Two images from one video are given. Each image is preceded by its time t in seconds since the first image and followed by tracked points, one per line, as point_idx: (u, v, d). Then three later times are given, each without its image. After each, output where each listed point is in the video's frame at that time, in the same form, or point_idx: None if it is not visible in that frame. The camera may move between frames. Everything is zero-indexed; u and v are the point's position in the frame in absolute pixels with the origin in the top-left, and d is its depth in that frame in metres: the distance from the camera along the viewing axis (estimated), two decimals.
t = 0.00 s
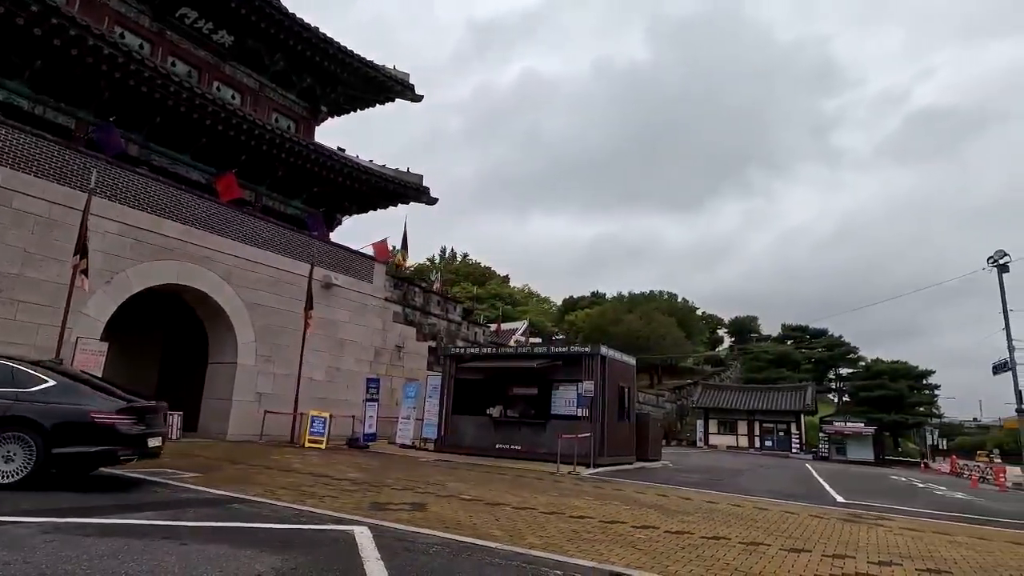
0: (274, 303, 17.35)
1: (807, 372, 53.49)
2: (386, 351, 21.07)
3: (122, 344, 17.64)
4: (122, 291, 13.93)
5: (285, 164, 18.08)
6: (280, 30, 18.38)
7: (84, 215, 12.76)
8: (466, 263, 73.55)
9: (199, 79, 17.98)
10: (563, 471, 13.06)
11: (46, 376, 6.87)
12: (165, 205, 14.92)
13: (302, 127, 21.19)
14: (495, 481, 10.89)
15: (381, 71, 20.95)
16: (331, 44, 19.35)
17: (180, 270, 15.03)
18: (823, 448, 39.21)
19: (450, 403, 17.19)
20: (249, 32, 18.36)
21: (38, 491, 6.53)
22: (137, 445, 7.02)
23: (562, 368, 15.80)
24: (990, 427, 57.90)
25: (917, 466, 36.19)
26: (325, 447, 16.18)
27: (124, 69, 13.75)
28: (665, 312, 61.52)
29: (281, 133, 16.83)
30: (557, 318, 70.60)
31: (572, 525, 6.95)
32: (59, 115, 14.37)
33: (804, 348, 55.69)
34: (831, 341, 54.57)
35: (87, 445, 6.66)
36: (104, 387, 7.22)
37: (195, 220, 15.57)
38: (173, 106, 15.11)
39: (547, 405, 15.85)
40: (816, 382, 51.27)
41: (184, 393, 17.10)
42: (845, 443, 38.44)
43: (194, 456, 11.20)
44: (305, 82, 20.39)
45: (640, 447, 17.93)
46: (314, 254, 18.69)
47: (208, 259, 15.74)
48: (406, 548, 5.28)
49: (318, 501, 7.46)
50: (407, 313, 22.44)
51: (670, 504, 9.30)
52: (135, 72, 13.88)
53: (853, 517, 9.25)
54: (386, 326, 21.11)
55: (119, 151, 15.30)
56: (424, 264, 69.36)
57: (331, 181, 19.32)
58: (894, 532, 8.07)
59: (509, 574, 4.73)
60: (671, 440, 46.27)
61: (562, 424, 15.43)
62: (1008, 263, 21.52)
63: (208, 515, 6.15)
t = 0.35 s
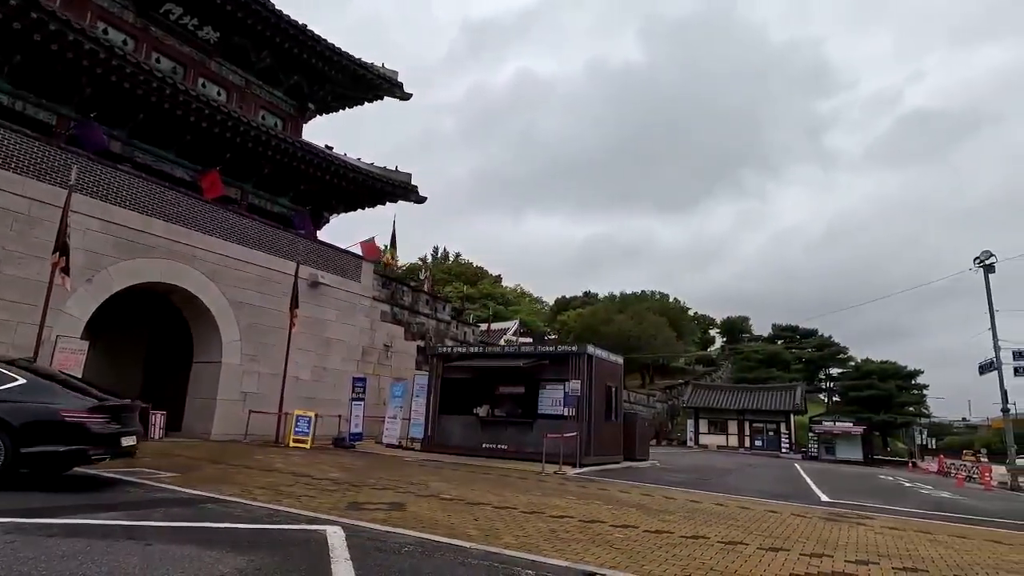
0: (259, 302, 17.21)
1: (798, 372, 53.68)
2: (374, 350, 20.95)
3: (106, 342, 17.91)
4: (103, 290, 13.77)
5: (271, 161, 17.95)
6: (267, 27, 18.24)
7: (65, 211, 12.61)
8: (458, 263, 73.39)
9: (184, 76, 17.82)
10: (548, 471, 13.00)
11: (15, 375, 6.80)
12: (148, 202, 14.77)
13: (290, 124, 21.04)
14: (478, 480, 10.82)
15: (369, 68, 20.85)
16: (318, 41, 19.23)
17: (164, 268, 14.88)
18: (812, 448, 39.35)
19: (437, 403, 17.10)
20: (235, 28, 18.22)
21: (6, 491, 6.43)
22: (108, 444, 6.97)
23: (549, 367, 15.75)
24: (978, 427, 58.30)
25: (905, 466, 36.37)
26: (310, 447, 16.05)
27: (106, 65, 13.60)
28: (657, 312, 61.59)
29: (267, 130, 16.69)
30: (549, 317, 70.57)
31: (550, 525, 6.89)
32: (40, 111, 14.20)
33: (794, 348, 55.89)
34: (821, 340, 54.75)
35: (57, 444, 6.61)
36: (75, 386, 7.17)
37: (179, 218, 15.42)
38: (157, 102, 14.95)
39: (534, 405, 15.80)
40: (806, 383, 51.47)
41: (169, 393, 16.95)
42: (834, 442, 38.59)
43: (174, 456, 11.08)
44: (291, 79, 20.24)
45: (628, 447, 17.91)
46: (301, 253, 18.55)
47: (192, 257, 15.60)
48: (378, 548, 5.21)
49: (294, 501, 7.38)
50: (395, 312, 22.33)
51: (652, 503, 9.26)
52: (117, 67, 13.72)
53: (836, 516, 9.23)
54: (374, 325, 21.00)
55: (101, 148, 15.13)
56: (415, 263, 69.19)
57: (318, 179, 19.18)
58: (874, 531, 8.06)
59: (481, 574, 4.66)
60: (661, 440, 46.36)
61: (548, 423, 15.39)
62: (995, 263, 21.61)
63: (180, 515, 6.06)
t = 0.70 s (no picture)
0: (249, 300, 17.13)
1: (792, 371, 53.79)
2: (366, 349, 20.88)
3: (93, 340, 17.38)
4: (90, 288, 13.68)
5: (261, 160, 17.87)
6: (257, 24, 18.14)
7: (50, 209, 12.52)
8: (454, 262, 73.36)
9: (174, 73, 17.73)
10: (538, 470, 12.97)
11: None
12: (136, 200, 14.67)
13: (281, 122, 20.95)
14: (466, 479, 10.79)
15: (361, 66, 20.78)
16: (310, 39, 19.14)
17: (152, 266, 14.79)
18: (806, 447, 39.47)
19: (428, 402, 16.99)
20: (226, 25, 18.11)
21: None
22: (87, 443, 6.92)
23: (540, 366, 15.72)
24: (972, 425, 58.48)
25: (898, 464, 36.48)
26: (300, 446, 15.98)
27: (93, 61, 13.50)
28: (652, 312, 61.66)
29: (257, 128, 16.60)
30: (545, 316, 70.58)
31: (533, 523, 6.86)
32: (26, 108, 14.10)
33: (789, 348, 56.01)
34: (815, 339, 54.81)
35: (35, 443, 6.55)
36: (55, 384, 7.12)
37: (167, 216, 15.34)
38: (145, 99, 14.85)
39: (525, 404, 15.76)
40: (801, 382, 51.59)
41: (158, 392, 16.86)
42: (828, 441, 38.70)
43: (159, 456, 11.01)
44: (283, 77, 20.15)
45: (619, 446, 17.91)
46: (292, 251, 18.47)
47: (181, 256, 15.51)
48: (355, 547, 5.16)
49: (277, 500, 7.34)
50: (387, 311, 22.17)
51: (639, 502, 9.24)
52: (105, 64, 13.62)
53: (823, 515, 9.22)
54: (366, 324, 20.93)
55: (89, 145, 15.04)
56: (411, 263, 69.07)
57: (309, 177, 19.10)
58: (860, 529, 8.04)
59: (458, 573, 4.63)
60: (656, 439, 46.39)
61: (539, 422, 15.37)
62: (987, 262, 21.61)
63: (157, 514, 6.00)
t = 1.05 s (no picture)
0: (240, 299, 17.07)
1: (788, 370, 53.87)
2: (358, 347, 20.84)
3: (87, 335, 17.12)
4: (79, 286, 13.62)
5: (252, 157, 17.80)
6: (249, 22, 18.08)
7: (37, 206, 12.45)
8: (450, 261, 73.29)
9: (164, 71, 17.65)
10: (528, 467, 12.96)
11: None
12: (125, 197, 14.61)
13: (273, 120, 20.88)
14: (454, 477, 10.76)
15: (353, 64, 20.74)
16: (302, 37, 19.09)
17: (141, 264, 14.72)
18: (801, 445, 39.53)
19: (420, 400, 17.01)
20: (217, 23, 18.05)
21: None
22: (67, 441, 6.88)
23: (531, 364, 15.69)
24: (967, 423, 58.61)
25: (893, 462, 36.57)
26: (291, 444, 15.95)
27: (81, 58, 13.42)
28: (648, 310, 61.70)
29: (247, 126, 16.54)
30: (541, 315, 70.59)
31: (517, 520, 6.84)
32: (14, 105, 14.03)
33: (784, 346, 56.11)
34: (810, 338, 54.88)
35: (13, 440, 6.52)
36: (35, 382, 7.08)
37: (157, 214, 15.27)
38: (134, 97, 14.78)
39: (517, 401, 15.75)
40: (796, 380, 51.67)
41: (149, 391, 16.81)
42: (822, 439, 38.76)
43: (146, 454, 10.96)
44: (274, 75, 20.09)
45: (611, 443, 17.94)
46: (283, 249, 18.41)
47: (170, 254, 15.44)
48: (332, 543, 5.13)
49: (259, 497, 7.30)
50: (380, 309, 22.41)
51: (626, 499, 9.22)
52: (93, 61, 13.54)
53: (809, 511, 9.24)
54: (358, 322, 20.89)
55: (77, 142, 14.97)
56: (406, 261, 68.91)
57: (301, 175, 19.05)
58: (846, 526, 8.04)
59: (434, 569, 4.60)
60: (651, 437, 46.39)
61: (530, 420, 15.37)
62: (979, 260, 21.65)
63: (136, 511, 5.97)
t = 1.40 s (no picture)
0: (231, 298, 17.03)
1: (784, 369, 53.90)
2: (351, 347, 20.81)
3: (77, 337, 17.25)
4: (67, 285, 13.58)
5: (244, 156, 17.75)
6: (240, 20, 18.02)
7: (24, 204, 12.40)
8: (447, 261, 73.25)
9: (155, 69, 17.57)
10: (517, 467, 12.94)
11: None
12: (114, 196, 14.56)
13: (266, 118, 20.82)
14: (441, 476, 10.73)
15: (345, 62, 20.68)
16: (293, 35, 19.03)
17: (131, 263, 14.68)
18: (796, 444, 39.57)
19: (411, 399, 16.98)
20: (208, 20, 17.99)
21: None
22: (45, 441, 6.83)
23: (522, 363, 15.67)
24: (963, 422, 58.69)
25: (888, 461, 36.59)
26: (281, 444, 15.91)
27: (69, 56, 13.36)
28: (644, 310, 61.69)
29: (238, 124, 16.49)
30: (538, 314, 70.56)
31: (498, 519, 6.80)
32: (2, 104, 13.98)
33: (780, 345, 56.15)
34: (806, 337, 54.92)
35: None
36: (13, 381, 7.03)
37: (147, 212, 15.22)
38: (123, 95, 14.73)
39: (508, 400, 15.73)
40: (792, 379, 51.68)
41: (141, 390, 16.79)
42: (818, 439, 38.78)
43: (132, 453, 10.92)
44: (266, 73, 20.03)
45: (603, 442, 17.94)
46: (275, 248, 18.37)
47: (160, 252, 15.39)
48: (307, 543, 5.08)
49: (239, 496, 7.26)
50: (373, 308, 22.18)
51: (613, 498, 9.19)
52: (81, 59, 13.49)
53: (795, 510, 9.21)
54: (351, 321, 20.85)
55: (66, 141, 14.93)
56: (403, 261, 68.86)
57: (293, 174, 19.00)
58: (831, 524, 8.03)
59: (407, 568, 4.56)
60: (648, 437, 46.38)
61: (521, 419, 15.36)
62: (972, 259, 21.64)
63: (112, 510, 5.93)
